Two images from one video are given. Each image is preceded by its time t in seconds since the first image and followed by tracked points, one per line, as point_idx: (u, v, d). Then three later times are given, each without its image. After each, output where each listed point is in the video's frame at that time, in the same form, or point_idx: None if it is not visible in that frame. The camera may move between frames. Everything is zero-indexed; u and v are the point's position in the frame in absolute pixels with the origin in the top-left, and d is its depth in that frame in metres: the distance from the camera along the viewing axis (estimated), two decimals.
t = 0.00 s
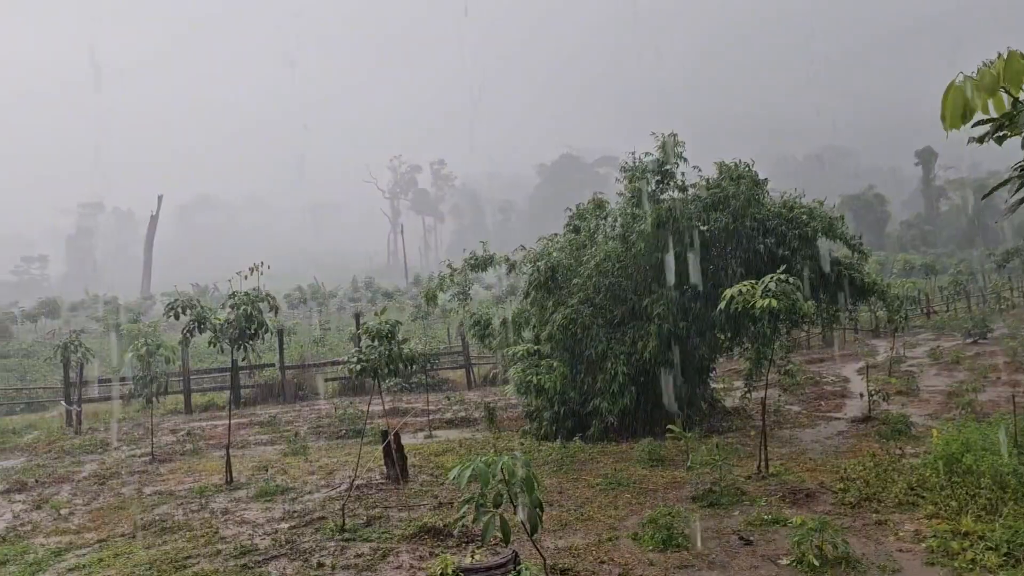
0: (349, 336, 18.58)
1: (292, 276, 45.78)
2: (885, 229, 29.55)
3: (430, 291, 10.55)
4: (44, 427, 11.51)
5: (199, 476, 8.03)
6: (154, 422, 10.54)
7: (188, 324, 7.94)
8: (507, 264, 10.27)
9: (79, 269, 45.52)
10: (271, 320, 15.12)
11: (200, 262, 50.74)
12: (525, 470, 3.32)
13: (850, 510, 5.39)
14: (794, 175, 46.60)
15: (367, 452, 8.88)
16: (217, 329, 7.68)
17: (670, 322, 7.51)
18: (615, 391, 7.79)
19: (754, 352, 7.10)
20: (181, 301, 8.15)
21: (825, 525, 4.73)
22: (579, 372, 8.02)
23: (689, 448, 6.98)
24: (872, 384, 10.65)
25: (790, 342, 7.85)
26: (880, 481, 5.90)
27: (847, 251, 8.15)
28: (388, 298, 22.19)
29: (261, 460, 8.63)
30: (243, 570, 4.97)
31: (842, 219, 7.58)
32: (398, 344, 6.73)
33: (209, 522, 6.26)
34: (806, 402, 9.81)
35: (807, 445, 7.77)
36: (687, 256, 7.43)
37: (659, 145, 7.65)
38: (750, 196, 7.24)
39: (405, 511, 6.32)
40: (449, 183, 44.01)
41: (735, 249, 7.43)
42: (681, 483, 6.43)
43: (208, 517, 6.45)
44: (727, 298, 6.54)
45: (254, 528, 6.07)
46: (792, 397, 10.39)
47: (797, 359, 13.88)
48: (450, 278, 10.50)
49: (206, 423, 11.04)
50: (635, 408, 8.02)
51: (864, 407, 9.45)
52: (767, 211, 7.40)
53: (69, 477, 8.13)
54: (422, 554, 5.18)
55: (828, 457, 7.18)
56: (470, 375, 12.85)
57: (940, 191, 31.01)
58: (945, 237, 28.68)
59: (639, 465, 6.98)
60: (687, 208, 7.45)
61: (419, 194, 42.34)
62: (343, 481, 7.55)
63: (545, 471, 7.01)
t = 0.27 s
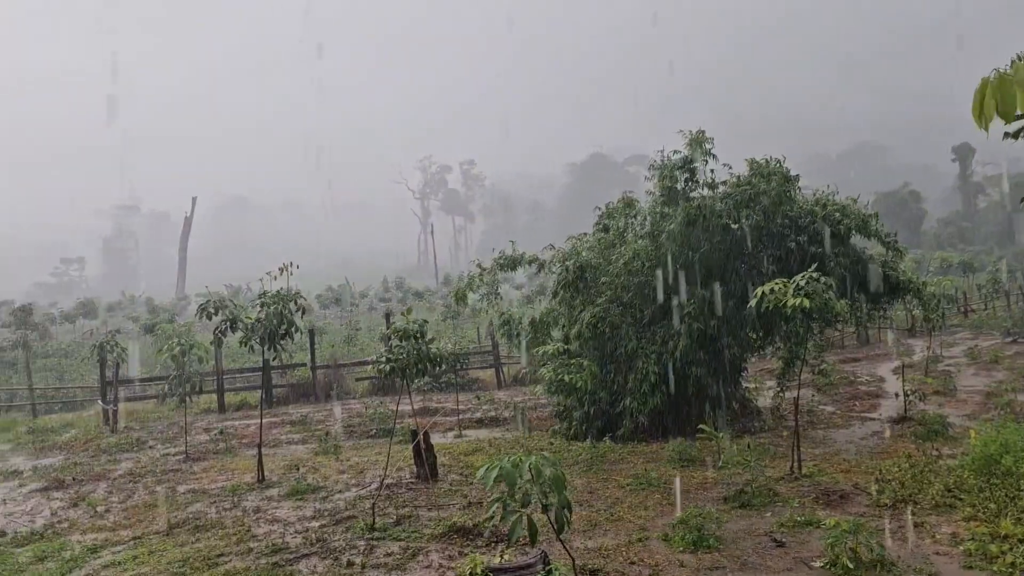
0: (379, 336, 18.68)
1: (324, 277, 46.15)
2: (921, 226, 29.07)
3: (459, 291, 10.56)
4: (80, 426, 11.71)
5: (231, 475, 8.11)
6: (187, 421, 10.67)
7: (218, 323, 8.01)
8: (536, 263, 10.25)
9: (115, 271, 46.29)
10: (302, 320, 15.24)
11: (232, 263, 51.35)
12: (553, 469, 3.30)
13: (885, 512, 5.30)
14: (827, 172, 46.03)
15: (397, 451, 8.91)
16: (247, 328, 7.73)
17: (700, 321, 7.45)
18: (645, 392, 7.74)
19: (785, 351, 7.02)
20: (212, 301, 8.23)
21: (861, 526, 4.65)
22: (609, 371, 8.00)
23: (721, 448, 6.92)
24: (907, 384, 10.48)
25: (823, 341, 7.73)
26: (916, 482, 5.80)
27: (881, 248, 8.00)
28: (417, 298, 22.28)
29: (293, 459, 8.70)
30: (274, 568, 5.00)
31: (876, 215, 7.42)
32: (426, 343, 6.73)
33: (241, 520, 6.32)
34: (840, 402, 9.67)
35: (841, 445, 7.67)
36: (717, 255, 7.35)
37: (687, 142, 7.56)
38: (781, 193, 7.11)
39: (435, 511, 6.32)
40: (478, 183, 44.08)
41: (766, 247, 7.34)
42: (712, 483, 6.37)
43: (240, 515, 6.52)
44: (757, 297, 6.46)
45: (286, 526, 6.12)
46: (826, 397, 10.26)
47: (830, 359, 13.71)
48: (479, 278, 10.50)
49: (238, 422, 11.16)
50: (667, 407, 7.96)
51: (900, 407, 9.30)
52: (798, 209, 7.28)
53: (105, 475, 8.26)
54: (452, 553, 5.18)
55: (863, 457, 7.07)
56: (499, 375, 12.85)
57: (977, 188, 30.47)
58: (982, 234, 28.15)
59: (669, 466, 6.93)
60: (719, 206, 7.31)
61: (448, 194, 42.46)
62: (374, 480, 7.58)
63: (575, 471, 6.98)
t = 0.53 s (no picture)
0: (406, 335, 18.76)
1: (351, 275, 46.46)
2: (954, 222, 28.61)
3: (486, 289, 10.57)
4: (114, 422, 11.89)
5: (261, 472, 8.19)
6: (217, 418, 10.79)
7: (246, 319, 8.04)
8: (563, 261, 10.22)
9: (147, 271, 46.94)
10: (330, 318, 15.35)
11: (261, 262, 51.87)
12: (580, 470, 3.28)
13: (918, 513, 5.22)
14: (857, 168, 45.46)
15: (424, 449, 8.94)
16: (275, 326, 7.75)
17: (728, 319, 7.38)
18: (672, 390, 7.69)
19: (814, 349, 6.93)
20: (240, 297, 8.27)
21: (893, 527, 4.59)
22: (636, 370, 7.96)
23: (749, 447, 6.86)
24: (941, 382, 10.32)
25: (853, 340, 7.63)
26: (950, 483, 5.71)
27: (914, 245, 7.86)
28: (444, 296, 22.35)
29: (321, 457, 8.77)
30: (302, 565, 5.04)
31: (908, 212, 7.30)
32: (453, 342, 6.73)
33: (270, 517, 6.38)
34: (872, 401, 9.54)
35: (872, 445, 7.57)
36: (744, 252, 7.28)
37: (714, 139, 7.48)
38: (810, 189, 7.02)
39: (462, 509, 6.33)
40: (504, 181, 44.10)
41: (795, 244, 7.26)
42: (740, 483, 6.31)
43: (270, 512, 6.58)
44: (786, 295, 6.39)
45: (314, 523, 6.17)
46: (856, 396, 10.13)
47: (861, 357, 13.54)
48: (505, 276, 10.49)
49: (267, 420, 11.27)
50: (694, 406, 7.89)
51: (933, 407, 9.15)
52: (828, 205, 7.18)
53: (137, 471, 8.38)
54: (479, 552, 5.18)
55: (895, 457, 6.97)
56: (525, 373, 12.85)
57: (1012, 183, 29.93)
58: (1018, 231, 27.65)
59: (697, 465, 6.88)
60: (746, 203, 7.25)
61: (475, 192, 42.54)
62: (401, 478, 7.61)
63: (601, 470, 6.95)
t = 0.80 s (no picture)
0: (430, 331, 18.82)
1: (375, 272, 46.68)
2: (984, 218, 28.19)
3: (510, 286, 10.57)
4: (142, 417, 12.03)
5: (286, 467, 8.25)
6: (243, 413, 10.89)
7: (274, 318, 8.16)
8: (587, 258, 10.19)
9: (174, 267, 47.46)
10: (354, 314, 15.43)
11: (286, 259, 52.26)
12: (605, 467, 3.27)
13: (947, 513, 5.14)
14: (885, 163, 44.90)
15: (448, 445, 8.96)
16: (301, 327, 7.86)
17: (752, 316, 7.33)
18: (696, 388, 7.65)
19: (840, 346, 6.86)
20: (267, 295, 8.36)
21: (922, 526, 4.52)
22: (660, 367, 7.93)
23: (774, 445, 6.80)
24: (971, 380, 10.16)
25: (881, 337, 7.53)
26: (980, 482, 5.62)
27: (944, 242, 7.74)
28: (467, 293, 22.39)
29: (345, 452, 8.81)
30: (327, 559, 5.07)
31: (937, 208, 7.19)
32: (476, 338, 6.74)
33: (296, 512, 6.43)
34: (900, 400, 9.42)
35: (900, 444, 7.46)
36: (769, 249, 7.22)
37: (737, 134, 7.43)
38: (836, 185, 6.95)
39: (485, 505, 6.34)
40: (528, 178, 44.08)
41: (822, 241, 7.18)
42: (766, 481, 6.26)
43: (295, 507, 6.63)
44: (810, 292, 6.33)
45: (339, 518, 6.20)
46: (884, 394, 10.01)
47: (889, 355, 13.38)
48: (529, 273, 10.48)
49: (293, 415, 11.35)
50: (719, 403, 7.84)
51: (963, 405, 9.01)
52: (855, 201, 7.10)
53: (164, 466, 8.47)
54: (502, 548, 5.19)
55: (924, 456, 6.88)
56: (548, 370, 12.84)
57: None
58: None
59: (722, 463, 6.83)
60: (771, 199, 7.19)
61: (499, 188, 42.56)
62: (424, 474, 7.63)
63: (625, 467, 6.93)
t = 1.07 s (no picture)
0: (449, 326, 18.86)
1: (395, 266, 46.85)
2: (1011, 214, 27.80)
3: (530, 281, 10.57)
4: (165, 409, 12.16)
5: (307, 459, 8.31)
6: (264, 406, 10.98)
7: (294, 312, 8.20)
8: (607, 252, 10.16)
9: (197, 262, 47.89)
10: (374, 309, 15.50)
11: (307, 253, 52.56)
12: (625, 461, 3.26)
13: (971, 511, 5.08)
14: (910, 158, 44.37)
15: (467, 439, 8.98)
16: (323, 321, 7.92)
17: (774, 311, 7.27)
18: (717, 383, 7.61)
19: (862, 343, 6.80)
20: (287, 288, 8.40)
21: (945, 524, 4.47)
22: (680, 362, 7.90)
23: (795, 442, 6.76)
24: (997, 377, 10.02)
25: (905, 334, 7.45)
26: (1006, 481, 5.55)
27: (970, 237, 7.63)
28: (487, 287, 22.40)
29: (366, 445, 8.86)
30: (347, 552, 5.10)
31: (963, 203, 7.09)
32: (496, 333, 6.74)
33: (316, 504, 6.47)
34: (924, 397, 9.32)
35: (924, 441, 7.38)
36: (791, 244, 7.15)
37: (759, 128, 7.35)
38: (859, 179, 6.87)
39: (504, 499, 6.35)
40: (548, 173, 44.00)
41: (845, 236, 7.10)
42: (787, 478, 6.22)
43: (316, 499, 6.67)
44: (833, 288, 6.27)
45: (359, 511, 6.24)
46: (908, 391, 9.90)
47: (913, 352, 13.24)
48: (549, 267, 10.47)
49: (313, 409, 11.42)
50: (740, 399, 7.79)
51: (988, 403, 8.90)
52: (878, 195, 7.01)
53: (188, 457, 8.56)
54: (521, 542, 5.20)
55: (948, 454, 6.80)
56: (568, 365, 12.82)
57: None
58: None
59: (742, 459, 6.80)
60: (793, 194, 7.13)
61: (519, 183, 42.54)
62: (444, 468, 7.66)
63: (644, 463, 6.91)
